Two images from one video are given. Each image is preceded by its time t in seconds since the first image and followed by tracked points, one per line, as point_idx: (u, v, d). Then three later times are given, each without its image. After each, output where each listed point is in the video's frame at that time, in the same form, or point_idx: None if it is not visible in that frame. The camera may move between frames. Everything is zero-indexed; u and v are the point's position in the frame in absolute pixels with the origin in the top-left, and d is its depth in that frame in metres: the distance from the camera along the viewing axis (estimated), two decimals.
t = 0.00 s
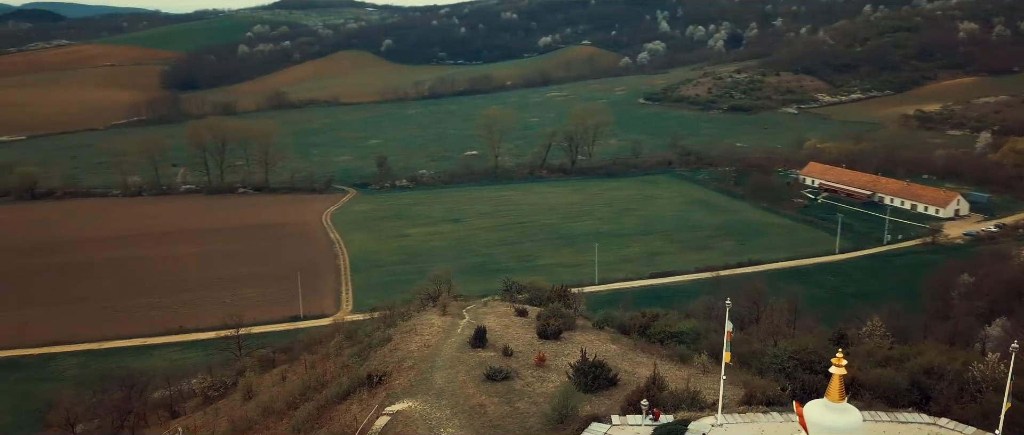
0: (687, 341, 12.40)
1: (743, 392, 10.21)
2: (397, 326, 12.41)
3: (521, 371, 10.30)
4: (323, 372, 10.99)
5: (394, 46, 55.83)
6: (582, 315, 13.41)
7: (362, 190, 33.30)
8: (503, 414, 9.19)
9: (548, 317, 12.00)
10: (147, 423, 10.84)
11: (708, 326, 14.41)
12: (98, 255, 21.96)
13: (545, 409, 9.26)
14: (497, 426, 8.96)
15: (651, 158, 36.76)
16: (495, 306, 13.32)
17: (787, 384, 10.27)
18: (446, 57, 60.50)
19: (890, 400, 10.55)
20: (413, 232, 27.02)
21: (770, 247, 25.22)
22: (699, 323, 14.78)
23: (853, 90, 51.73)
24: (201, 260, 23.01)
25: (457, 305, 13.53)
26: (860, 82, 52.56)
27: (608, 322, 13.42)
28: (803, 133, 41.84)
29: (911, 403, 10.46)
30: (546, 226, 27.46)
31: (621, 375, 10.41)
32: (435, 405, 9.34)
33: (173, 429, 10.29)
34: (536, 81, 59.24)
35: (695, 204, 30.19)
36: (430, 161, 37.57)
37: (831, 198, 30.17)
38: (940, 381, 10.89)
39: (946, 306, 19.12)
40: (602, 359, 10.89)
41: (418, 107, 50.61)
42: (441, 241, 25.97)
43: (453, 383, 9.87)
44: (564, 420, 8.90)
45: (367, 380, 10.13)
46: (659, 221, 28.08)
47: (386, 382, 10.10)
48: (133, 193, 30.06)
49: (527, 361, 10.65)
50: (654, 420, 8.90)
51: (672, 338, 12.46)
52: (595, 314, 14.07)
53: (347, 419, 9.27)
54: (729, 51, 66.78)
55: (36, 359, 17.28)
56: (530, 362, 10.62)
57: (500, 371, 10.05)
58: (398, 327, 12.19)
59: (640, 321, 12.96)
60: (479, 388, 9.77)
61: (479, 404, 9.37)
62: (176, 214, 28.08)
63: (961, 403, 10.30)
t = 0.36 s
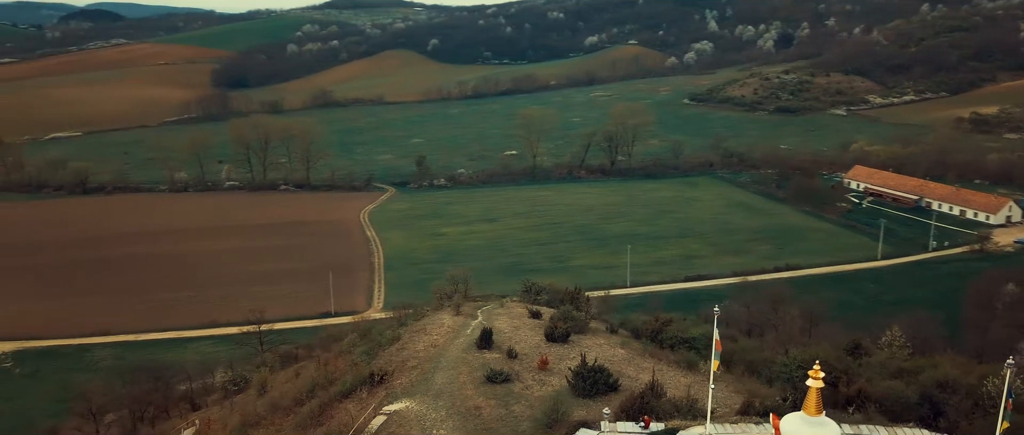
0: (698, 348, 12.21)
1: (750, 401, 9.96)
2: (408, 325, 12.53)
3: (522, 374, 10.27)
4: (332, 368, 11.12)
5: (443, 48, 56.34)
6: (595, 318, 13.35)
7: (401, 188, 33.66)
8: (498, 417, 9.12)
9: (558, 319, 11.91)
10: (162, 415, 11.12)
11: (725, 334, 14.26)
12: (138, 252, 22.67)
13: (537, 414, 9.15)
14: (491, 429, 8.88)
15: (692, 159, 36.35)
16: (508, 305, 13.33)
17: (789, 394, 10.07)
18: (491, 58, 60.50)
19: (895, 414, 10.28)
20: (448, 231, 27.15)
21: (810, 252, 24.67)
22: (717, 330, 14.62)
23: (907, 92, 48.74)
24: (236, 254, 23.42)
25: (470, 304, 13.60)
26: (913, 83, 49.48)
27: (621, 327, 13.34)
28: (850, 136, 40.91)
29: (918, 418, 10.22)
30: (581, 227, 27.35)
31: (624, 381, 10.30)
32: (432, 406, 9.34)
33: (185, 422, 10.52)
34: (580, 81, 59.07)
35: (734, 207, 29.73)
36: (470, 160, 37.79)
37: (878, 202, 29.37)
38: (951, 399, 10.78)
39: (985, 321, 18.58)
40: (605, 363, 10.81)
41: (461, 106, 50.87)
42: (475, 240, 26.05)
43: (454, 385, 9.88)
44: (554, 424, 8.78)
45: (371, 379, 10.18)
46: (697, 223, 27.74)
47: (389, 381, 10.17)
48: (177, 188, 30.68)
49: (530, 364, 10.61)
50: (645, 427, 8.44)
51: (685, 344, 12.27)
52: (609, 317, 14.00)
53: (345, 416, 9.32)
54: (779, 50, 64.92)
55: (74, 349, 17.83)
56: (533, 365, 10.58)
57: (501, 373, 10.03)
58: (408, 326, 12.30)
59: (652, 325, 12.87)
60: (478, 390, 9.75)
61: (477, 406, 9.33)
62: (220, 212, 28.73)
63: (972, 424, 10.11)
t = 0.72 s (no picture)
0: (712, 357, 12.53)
1: (754, 412, 9.76)
2: (421, 325, 12.60)
3: (524, 377, 10.25)
4: (341, 366, 11.24)
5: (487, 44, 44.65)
6: (611, 322, 13.25)
7: (440, 187, 33.89)
8: (493, 420, 9.10)
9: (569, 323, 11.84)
10: (179, 408, 11.38)
11: (748, 343, 14.04)
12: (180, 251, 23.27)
13: (529, 418, 9.09)
14: (484, 431, 8.87)
15: (736, 161, 35.79)
16: (524, 307, 13.31)
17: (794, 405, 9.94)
18: (539, 57, 67.90)
19: (906, 428, 10.49)
20: (484, 231, 27.25)
21: (851, 258, 24.09)
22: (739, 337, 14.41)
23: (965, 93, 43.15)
24: (273, 249, 23.93)
25: (484, 305, 13.61)
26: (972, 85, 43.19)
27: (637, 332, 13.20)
28: (902, 139, 39.72)
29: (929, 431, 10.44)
30: (619, 229, 27.18)
31: (629, 388, 10.21)
32: (430, 408, 9.36)
33: (198, 416, 10.74)
34: (628, 81, 58.85)
35: (777, 211, 29.19)
36: (511, 160, 37.83)
37: (926, 208, 28.23)
38: (966, 411, 10.95)
39: None
40: (611, 369, 10.72)
41: (506, 109, 50.83)
42: (511, 240, 26.11)
43: (455, 386, 9.88)
44: (544, 428, 8.73)
45: (374, 378, 10.25)
46: (736, 227, 27.32)
47: (392, 381, 10.24)
48: (224, 186, 32.88)
49: (534, 367, 10.58)
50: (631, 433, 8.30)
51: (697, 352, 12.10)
52: (627, 320, 13.88)
53: (343, 415, 9.40)
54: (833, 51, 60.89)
55: (115, 340, 18.31)
56: (537, 368, 10.56)
57: (502, 376, 10.00)
58: (420, 326, 12.37)
59: (667, 329, 12.79)
60: (477, 392, 9.74)
61: (474, 409, 9.32)
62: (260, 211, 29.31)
63: None
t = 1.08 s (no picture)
0: (726, 365, 12.42)
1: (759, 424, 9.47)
2: (435, 325, 12.61)
3: (526, 381, 10.13)
4: (352, 364, 11.32)
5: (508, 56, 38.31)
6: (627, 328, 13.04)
7: (479, 187, 33.94)
8: (488, 423, 9.02)
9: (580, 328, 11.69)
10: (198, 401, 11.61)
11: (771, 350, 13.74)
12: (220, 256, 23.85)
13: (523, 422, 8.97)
14: None
15: (781, 164, 35.01)
16: (540, 310, 13.20)
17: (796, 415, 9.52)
18: (586, 57, 68.28)
19: None
20: (520, 231, 27.16)
21: (897, 265, 23.27)
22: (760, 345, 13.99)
23: None
24: (308, 254, 24.49)
25: (500, 308, 13.54)
26: None
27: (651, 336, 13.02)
28: (958, 142, 38.33)
29: None
30: (657, 231, 26.80)
31: (635, 396, 10.01)
32: (428, 410, 9.33)
33: (212, 411, 10.95)
34: (675, 81, 58.36)
35: (821, 215, 28.43)
36: (552, 161, 37.71)
37: (979, 215, 27.26)
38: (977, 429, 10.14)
39: None
40: (616, 376, 10.53)
41: (550, 109, 50.70)
42: (547, 241, 25.97)
43: (456, 389, 9.84)
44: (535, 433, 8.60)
45: (379, 379, 10.29)
46: (778, 231, 26.70)
47: (395, 382, 10.25)
48: (269, 183, 33.70)
49: (538, 371, 10.46)
50: None
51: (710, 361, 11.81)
52: (645, 323, 13.68)
53: (342, 414, 9.45)
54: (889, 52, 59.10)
55: (153, 333, 18.70)
56: (541, 372, 10.44)
57: (504, 379, 9.90)
58: (432, 327, 12.39)
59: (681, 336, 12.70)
60: (477, 396, 9.67)
61: (470, 413, 9.24)
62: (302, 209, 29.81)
63: None
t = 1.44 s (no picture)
0: (738, 373, 11.64)
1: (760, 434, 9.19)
2: (448, 325, 12.67)
3: (528, 385, 10.05)
4: (363, 362, 11.42)
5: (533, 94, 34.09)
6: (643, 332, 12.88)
7: (518, 188, 33.89)
8: (483, 426, 8.94)
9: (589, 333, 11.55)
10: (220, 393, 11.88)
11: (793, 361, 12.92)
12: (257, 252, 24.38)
13: (516, 425, 8.86)
14: None
15: (828, 168, 34.16)
16: (557, 312, 13.12)
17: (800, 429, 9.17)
18: (634, 57, 67.63)
19: None
20: (557, 233, 27.03)
21: (944, 273, 22.42)
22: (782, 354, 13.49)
23: None
24: (344, 252, 24.78)
25: (516, 310, 13.54)
26: None
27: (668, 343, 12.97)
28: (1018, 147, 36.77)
29: None
30: (696, 235, 26.39)
31: (636, 401, 9.86)
32: (425, 413, 9.33)
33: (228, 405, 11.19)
34: (724, 82, 57.49)
35: (866, 222, 27.63)
36: (593, 162, 37.42)
37: None
38: None
39: None
40: (621, 382, 10.37)
41: (595, 110, 50.33)
42: (582, 243, 25.81)
43: (456, 391, 9.83)
44: None
45: (383, 379, 10.34)
46: (821, 236, 26.03)
47: (398, 382, 10.31)
48: (312, 181, 34.21)
49: (540, 375, 10.36)
50: None
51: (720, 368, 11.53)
52: (663, 328, 13.48)
53: (342, 413, 9.55)
54: (948, 53, 55.80)
55: (190, 326, 19.13)
56: (543, 376, 10.34)
57: (505, 383, 9.85)
58: (444, 327, 12.46)
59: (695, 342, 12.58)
60: (476, 398, 9.62)
61: (466, 415, 9.21)
62: (340, 207, 30.19)
63: None
